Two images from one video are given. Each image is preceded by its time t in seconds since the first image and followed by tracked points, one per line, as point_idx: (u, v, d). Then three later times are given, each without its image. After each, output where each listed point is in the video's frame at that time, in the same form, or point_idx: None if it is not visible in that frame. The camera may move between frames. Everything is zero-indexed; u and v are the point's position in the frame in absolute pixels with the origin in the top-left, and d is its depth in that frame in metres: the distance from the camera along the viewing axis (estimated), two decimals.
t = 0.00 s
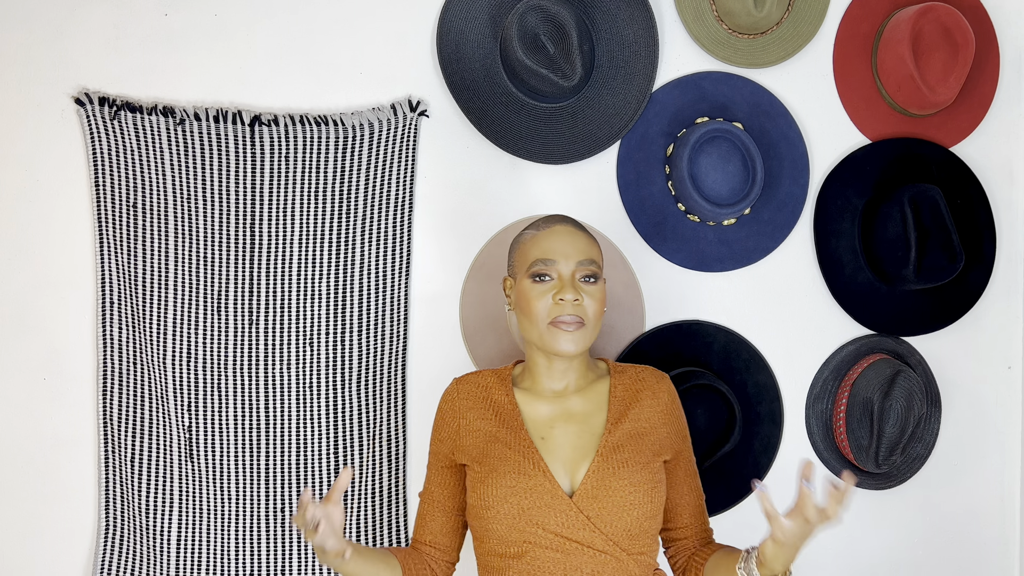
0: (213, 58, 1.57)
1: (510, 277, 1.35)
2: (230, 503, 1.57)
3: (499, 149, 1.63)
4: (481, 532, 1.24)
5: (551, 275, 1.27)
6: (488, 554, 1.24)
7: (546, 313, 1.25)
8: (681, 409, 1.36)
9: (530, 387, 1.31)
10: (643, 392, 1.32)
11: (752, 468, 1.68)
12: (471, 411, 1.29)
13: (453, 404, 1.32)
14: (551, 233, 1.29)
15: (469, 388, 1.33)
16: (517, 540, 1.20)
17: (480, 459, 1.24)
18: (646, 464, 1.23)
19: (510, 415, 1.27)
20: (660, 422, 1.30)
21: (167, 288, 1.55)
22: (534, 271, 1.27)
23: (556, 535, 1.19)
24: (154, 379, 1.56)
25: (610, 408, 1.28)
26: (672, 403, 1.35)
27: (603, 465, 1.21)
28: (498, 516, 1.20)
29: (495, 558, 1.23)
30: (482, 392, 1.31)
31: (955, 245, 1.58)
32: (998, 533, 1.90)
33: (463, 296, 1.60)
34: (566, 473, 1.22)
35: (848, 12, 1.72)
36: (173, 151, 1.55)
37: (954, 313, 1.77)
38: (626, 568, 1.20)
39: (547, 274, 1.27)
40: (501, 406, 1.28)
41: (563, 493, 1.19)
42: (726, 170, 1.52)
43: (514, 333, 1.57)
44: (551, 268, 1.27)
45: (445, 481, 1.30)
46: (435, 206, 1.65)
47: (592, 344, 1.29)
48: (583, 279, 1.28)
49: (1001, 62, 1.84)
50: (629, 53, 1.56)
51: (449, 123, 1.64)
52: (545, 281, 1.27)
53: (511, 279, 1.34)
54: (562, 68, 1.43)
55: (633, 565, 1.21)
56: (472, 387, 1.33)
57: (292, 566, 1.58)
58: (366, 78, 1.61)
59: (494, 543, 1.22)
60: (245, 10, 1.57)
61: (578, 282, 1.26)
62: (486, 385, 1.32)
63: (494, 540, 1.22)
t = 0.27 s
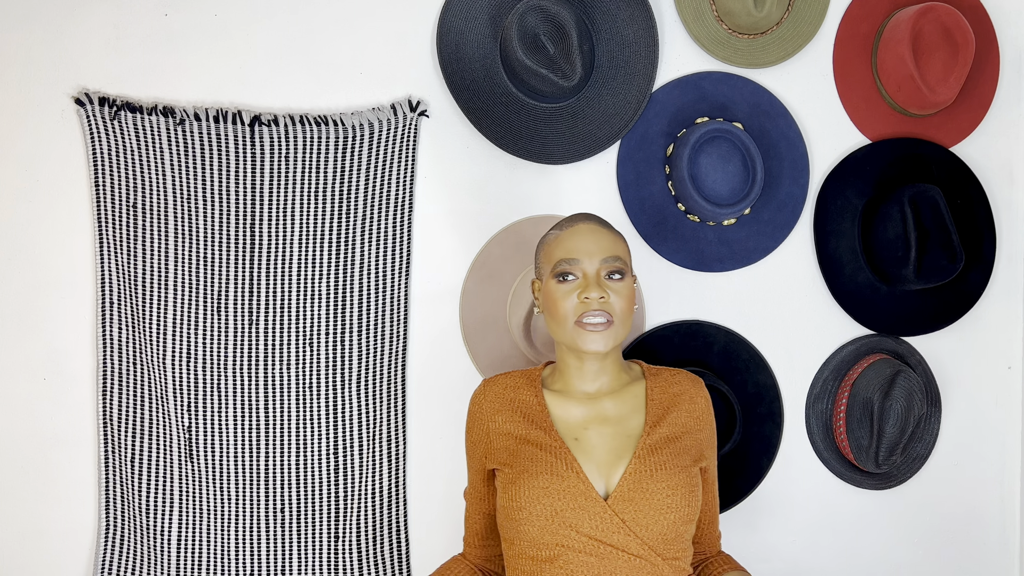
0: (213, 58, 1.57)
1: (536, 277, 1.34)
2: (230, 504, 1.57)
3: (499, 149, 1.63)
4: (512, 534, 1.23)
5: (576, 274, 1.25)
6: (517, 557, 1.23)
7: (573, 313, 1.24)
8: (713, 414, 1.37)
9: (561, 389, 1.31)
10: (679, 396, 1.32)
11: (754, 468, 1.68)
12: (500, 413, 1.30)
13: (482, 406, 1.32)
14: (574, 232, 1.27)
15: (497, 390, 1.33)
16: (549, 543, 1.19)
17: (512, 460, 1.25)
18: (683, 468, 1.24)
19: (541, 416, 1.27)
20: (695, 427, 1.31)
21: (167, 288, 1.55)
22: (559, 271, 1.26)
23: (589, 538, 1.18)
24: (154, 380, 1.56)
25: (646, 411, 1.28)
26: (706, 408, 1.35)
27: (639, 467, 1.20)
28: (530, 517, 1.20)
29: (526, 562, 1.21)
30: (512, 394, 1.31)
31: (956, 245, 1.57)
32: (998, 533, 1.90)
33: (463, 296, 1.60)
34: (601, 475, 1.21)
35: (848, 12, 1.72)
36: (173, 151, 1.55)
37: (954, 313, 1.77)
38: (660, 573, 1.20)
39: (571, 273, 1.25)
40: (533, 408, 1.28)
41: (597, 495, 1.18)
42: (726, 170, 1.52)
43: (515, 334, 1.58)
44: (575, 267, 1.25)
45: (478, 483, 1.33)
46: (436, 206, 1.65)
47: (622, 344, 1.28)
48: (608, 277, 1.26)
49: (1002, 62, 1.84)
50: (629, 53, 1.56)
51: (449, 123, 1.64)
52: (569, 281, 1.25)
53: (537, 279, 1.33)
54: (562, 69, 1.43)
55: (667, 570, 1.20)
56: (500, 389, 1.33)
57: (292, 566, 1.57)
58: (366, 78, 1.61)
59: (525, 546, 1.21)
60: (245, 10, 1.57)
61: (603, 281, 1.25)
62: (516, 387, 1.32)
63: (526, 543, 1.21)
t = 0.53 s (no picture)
0: (214, 58, 1.57)
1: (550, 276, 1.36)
2: (230, 504, 1.57)
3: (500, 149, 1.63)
4: (527, 533, 1.24)
5: (586, 276, 1.26)
6: (532, 555, 1.24)
7: (581, 316, 1.26)
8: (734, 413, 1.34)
9: (578, 387, 1.32)
10: (697, 396, 1.31)
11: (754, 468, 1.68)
12: (518, 412, 1.31)
13: (499, 405, 1.33)
14: (587, 233, 1.28)
15: (515, 388, 1.34)
16: (562, 543, 1.20)
17: (527, 459, 1.26)
18: (698, 470, 1.23)
19: (559, 416, 1.28)
20: (714, 427, 1.29)
21: (167, 288, 1.55)
22: (570, 272, 1.27)
23: (602, 539, 1.19)
24: (154, 380, 1.56)
25: (661, 412, 1.28)
26: (726, 407, 1.33)
27: (653, 469, 1.20)
28: (544, 518, 1.21)
29: (540, 561, 1.23)
30: (529, 393, 1.32)
31: (955, 245, 1.57)
32: (998, 533, 1.90)
33: (463, 296, 1.60)
34: (615, 476, 1.22)
35: (848, 11, 1.71)
36: (173, 151, 1.55)
37: (954, 313, 1.77)
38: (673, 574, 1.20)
39: (582, 275, 1.26)
40: (550, 407, 1.29)
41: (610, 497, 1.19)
42: (726, 170, 1.52)
43: (515, 333, 1.56)
44: (586, 269, 1.26)
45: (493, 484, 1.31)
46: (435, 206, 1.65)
47: (633, 345, 1.29)
48: (618, 279, 1.27)
49: (1002, 62, 1.84)
50: (629, 53, 1.56)
51: (449, 123, 1.64)
52: (579, 282, 1.27)
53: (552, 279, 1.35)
54: (562, 69, 1.43)
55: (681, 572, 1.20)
56: (520, 387, 1.34)
57: (292, 566, 1.58)
58: (366, 78, 1.61)
59: (539, 545, 1.23)
60: (245, 10, 1.57)
61: (613, 283, 1.26)
62: (534, 385, 1.33)
63: (540, 543, 1.22)
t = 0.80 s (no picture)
0: (214, 58, 1.57)
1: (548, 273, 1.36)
2: (230, 504, 1.57)
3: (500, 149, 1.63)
4: (516, 528, 1.27)
5: (586, 273, 1.27)
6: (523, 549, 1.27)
7: (579, 312, 1.25)
8: (729, 410, 1.30)
9: (571, 386, 1.32)
10: (686, 393, 1.28)
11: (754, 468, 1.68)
12: (510, 411, 1.31)
13: (495, 402, 1.34)
14: (590, 230, 1.29)
15: (512, 386, 1.34)
16: (547, 540, 1.22)
17: (517, 458, 1.27)
18: (681, 470, 1.21)
19: (549, 415, 1.28)
20: (703, 425, 1.26)
21: (167, 288, 1.55)
22: (570, 268, 1.28)
23: (585, 538, 1.19)
24: (154, 380, 1.56)
25: (648, 410, 1.26)
26: (720, 404, 1.29)
27: (635, 469, 1.20)
28: (529, 515, 1.23)
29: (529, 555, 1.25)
30: (523, 391, 1.32)
31: (956, 245, 1.57)
32: (999, 533, 1.90)
33: (463, 296, 1.60)
34: (599, 475, 1.22)
35: (848, 11, 1.72)
36: (173, 151, 1.55)
37: (954, 313, 1.77)
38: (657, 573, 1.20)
39: (582, 272, 1.27)
40: (541, 406, 1.29)
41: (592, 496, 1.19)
42: (726, 170, 1.52)
43: (514, 333, 1.57)
44: (587, 266, 1.27)
45: (483, 480, 1.32)
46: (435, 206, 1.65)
47: (627, 345, 1.28)
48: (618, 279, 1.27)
49: (1002, 62, 1.84)
50: (629, 53, 1.56)
51: (449, 122, 1.64)
52: (579, 279, 1.27)
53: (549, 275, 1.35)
54: (562, 68, 1.43)
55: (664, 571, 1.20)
56: (515, 386, 1.34)
57: (292, 566, 1.58)
58: (366, 78, 1.61)
59: (528, 540, 1.25)
60: (245, 10, 1.57)
61: (613, 282, 1.26)
62: (528, 384, 1.33)
63: (528, 539, 1.25)
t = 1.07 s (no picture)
0: (214, 58, 1.57)
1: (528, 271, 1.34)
2: (230, 503, 1.57)
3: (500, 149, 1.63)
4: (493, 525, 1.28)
5: (570, 275, 1.25)
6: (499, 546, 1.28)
7: (561, 312, 1.24)
8: (699, 405, 1.29)
9: (544, 386, 1.31)
10: (655, 390, 1.28)
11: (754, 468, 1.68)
12: (486, 411, 1.31)
13: (472, 402, 1.34)
14: (574, 233, 1.27)
15: (488, 386, 1.34)
16: (523, 537, 1.23)
17: (491, 457, 1.27)
18: (650, 467, 1.21)
19: (522, 416, 1.27)
20: (672, 421, 1.26)
21: (167, 288, 1.55)
22: (553, 269, 1.26)
23: (560, 536, 1.21)
24: (154, 380, 1.56)
25: (619, 409, 1.26)
26: (689, 400, 1.29)
27: (605, 467, 1.19)
28: (504, 515, 1.23)
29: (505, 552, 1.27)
30: (498, 391, 1.32)
31: (956, 245, 1.57)
32: (998, 533, 1.90)
33: (463, 296, 1.60)
34: (570, 473, 1.21)
35: (848, 11, 1.72)
36: (173, 151, 1.55)
37: (954, 313, 1.77)
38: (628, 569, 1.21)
39: (566, 273, 1.25)
40: (516, 406, 1.29)
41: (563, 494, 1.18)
42: (726, 170, 1.52)
43: (514, 333, 1.58)
44: (570, 267, 1.25)
45: (459, 479, 1.32)
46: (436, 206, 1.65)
47: (604, 348, 1.28)
48: (601, 282, 1.26)
49: (1001, 62, 1.85)
50: (629, 53, 1.56)
51: (449, 122, 1.64)
52: (562, 280, 1.25)
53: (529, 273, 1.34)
54: (562, 68, 1.43)
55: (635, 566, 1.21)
56: (490, 387, 1.34)
57: (292, 566, 1.58)
58: (366, 78, 1.61)
59: (504, 538, 1.27)
60: (245, 10, 1.57)
61: (596, 284, 1.25)
62: (503, 385, 1.33)
63: (504, 536, 1.26)
